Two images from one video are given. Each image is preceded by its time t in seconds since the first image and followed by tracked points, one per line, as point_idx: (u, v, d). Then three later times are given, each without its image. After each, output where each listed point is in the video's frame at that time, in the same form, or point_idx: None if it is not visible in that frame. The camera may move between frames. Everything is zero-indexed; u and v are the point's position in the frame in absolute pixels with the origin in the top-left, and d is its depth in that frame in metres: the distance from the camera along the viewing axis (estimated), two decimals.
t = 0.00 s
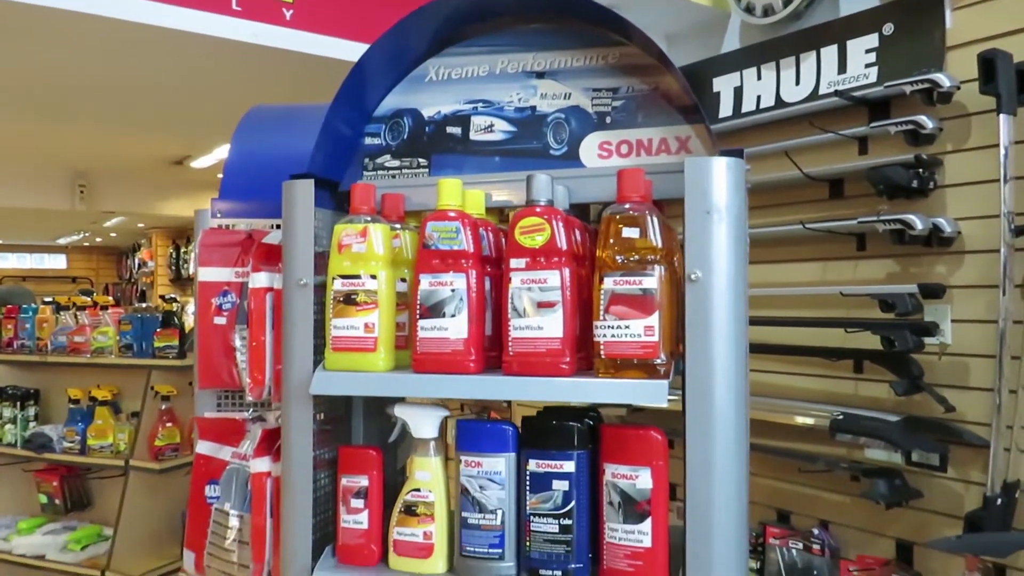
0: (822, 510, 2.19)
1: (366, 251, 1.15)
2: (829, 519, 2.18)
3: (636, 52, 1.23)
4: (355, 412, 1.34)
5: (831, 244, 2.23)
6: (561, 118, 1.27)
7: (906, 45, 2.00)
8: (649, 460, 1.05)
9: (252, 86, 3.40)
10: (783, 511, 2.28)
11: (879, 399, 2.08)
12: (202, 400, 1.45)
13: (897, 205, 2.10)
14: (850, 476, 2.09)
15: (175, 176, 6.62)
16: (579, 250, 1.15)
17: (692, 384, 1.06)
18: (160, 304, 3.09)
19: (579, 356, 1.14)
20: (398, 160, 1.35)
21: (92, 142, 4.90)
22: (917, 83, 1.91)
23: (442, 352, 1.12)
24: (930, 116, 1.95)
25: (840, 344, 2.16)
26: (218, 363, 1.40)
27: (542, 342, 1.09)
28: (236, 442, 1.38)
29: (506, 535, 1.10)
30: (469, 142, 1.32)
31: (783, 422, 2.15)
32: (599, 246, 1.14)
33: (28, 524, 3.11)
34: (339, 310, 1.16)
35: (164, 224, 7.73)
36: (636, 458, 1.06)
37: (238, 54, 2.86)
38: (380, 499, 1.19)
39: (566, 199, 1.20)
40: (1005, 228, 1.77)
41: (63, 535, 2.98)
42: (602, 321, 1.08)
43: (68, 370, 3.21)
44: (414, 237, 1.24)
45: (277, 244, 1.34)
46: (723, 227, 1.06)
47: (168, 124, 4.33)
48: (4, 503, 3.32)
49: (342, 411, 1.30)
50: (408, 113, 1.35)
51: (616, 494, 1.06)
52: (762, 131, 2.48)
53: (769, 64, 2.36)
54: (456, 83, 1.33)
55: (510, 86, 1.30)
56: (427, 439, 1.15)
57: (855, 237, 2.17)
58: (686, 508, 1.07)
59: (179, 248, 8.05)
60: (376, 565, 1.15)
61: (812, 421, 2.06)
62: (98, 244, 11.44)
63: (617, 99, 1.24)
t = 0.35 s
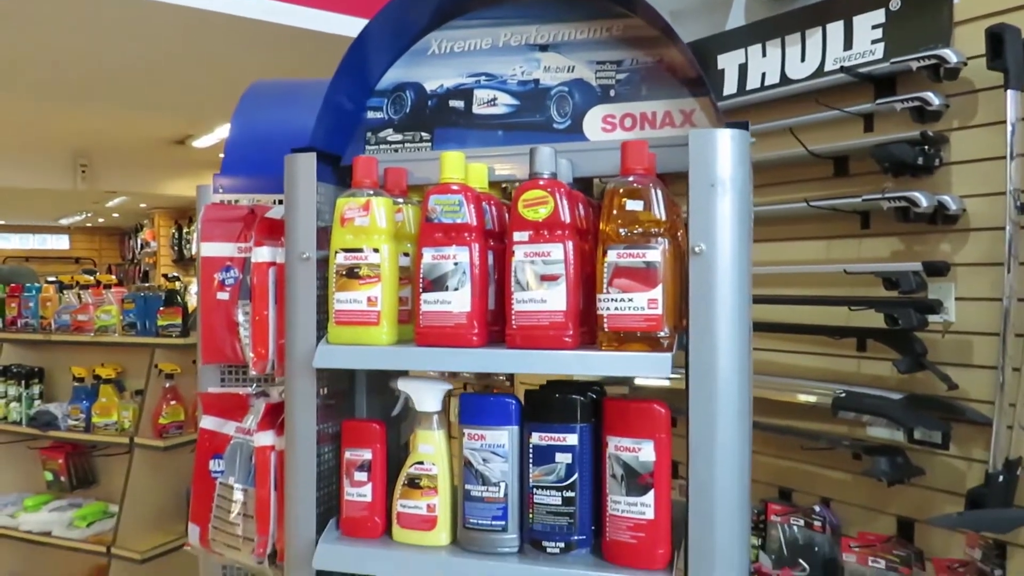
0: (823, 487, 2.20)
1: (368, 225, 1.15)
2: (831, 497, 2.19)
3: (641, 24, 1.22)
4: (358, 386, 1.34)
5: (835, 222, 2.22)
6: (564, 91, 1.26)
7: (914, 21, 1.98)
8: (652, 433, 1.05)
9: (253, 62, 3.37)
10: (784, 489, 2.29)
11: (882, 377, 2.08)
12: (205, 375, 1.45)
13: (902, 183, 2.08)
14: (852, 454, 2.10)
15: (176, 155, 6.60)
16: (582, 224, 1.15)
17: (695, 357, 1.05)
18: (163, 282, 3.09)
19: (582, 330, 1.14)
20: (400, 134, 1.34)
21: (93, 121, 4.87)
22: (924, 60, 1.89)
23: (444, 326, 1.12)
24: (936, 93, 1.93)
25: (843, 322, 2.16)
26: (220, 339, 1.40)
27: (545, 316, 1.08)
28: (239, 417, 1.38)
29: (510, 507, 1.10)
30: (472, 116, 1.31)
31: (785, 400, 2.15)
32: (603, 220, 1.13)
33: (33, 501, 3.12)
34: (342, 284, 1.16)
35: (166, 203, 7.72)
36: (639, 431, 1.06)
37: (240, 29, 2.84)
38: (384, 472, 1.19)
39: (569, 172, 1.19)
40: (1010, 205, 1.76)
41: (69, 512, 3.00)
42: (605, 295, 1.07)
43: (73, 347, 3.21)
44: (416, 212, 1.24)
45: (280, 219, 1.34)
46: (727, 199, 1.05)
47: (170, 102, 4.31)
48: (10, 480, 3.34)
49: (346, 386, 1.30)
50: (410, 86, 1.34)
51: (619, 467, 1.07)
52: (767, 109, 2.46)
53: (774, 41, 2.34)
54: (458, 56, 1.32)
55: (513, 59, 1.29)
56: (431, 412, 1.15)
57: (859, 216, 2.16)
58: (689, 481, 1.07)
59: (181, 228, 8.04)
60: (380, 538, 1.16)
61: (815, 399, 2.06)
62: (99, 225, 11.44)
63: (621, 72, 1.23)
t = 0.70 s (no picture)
0: (825, 457, 2.21)
1: (369, 188, 1.14)
2: (832, 467, 2.20)
3: None
4: (361, 351, 1.34)
5: (839, 192, 2.21)
6: (567, 54, 1.24)
7: None
8: (654, 396, 1.05)
9: (254, 31, 3.34)
10: (786, 458, 2.30)
11: (884, 347, 2.08)
12: (208, 342, 1.45)
13: (908, 152, 2.07)
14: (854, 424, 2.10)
15: (178, 128, 6.57)
16: (585, 187, 1.14)
17: (698, 320, 1.05)
18: (166, 254, 3.09)
19: (585, 294, 1.13)
20: (401, 98, 1.33)
21: (93, 94, 4.84)
22: (931, 26, 1.86)
23: (446, 290, 1.12)
24: (943, 61, 1.90)
25: (847, 293, 2.15)
26: (222, 306, 1.40)
27: (547, 279, 1.08)
28: (242, 383, 1.38)
29: (512, 470, 1.11)
30: (473, 80, 1.30)
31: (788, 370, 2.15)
32: (605, 183, 1.12)
33: (40, 471, 3.15)
34: (344, 248, 1.15)
35: (167, 176, 7.69)
36: (641, 393, 1.06)
37: None
38: (386, 436, 1.19)
39: (572, 136, 1.18)
40: (1017, 173, 1.74)
41: (75, 482, 3.02)
42: (608, 257, 1.07)
43: (78, 320, 3.24)
44: (418, 176, 1.23)
45: (281, 185, 1.33)
46: (731, 161, 1.04)
47: (170, 74, 4.28)
48: (17, 451, 3.36)
49: (348, 351, 1.31)
50: (412, 50, 1.32)
51: (621, 429, 1.07)
52: (773, 78, 2.43)
53: (779, 9, 2.30)
54: (460, 19, 1.31)
55: (515, 22, 1.28)
56: (433, 375, 1.15)
57: (864, 185, 2.15)
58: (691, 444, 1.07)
59: (183, 201, 8.03)
60: (382, 501, 1.16)
61: (817, 368, 2.06)
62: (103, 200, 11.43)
63: (625, 33, 1.21)
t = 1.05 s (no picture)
0: (821, 420, 2.22)
1: (366, 141, 1.13)
2: (828, 429, 2.21)
3: None
4: (359, 307, 1.35)
5: (840, 154, 2.19)
6: (566, 6, 1.22)
7: None
8: (652, 348, 1.05)
9: None
10: (782, 421, 2.32)
11: (882, 310, 2.08)
12: (206, 299, 1.45)
13: (910, 113, 2.05)
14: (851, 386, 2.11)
15: (174, 93, 6.49)
16: (584, 141, 1.13)
17: (697, 273, 1.05)
18: (163, 219, 3.08)
19: (583, 249, 1.13)
20: (398, 52, 1.32)
21: (86, 57, 4.78)
22: None
23: (444, 244, 1.11)
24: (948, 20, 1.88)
25: (846, 255, 2.14)
26: (219, 262, 1.39)
27: (545, 231, 1.07)
28: (240, 340, 1.37)
29: (510, 423, 1.11)
30: (472, 32, 1.28)
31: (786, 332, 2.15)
32: (605, 136, 1.11)
33: (40, 434, 3.16)
34: (340, 202, 1.14)
35: (164, 143, 7.62)
36: (639, 346, 1.06)
37: None
38: (384, 391, 1.19)
39: (571, 88, 1.17)
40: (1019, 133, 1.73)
41: (76, 444, 3.04)
42: (606, 210, 1.06)
43: (76, 283, 3.24)
44: (415, 130, 1.21)
45: (277, 139, 1.32)
46: (732, 112, 1.03)
47: (164, 37, 4.21)
48: (17, 414, 3.37)
49: (346, 307, 1.31)
50: (408, 3, 1.31)
51: (619, 382, 1.07)
52: (775, 39, 2.40)
53: None
54: None
55: None
56: (431, 329, 1.15)
57: (865, 147, 2.13)
58: (689, 397, 1.08)
59: (180, 168, 7.97)
60: (381, 454, 1.17)
61: (815, 331, 2.06)
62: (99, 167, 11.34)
63: None
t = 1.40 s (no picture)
0: (816, 377, 2.23)
1: (362, 86, 1.11)
2: (823, 386, 2.22)
3: None
4: (356, 256, 1.34)
5: (842, 110, 2.17)
6: None
7: None
8: (651, 295, 1.04)
9: None
10: (778, 378, 2.33)
11: (881, 267, 2.08)
12: (201, 252, 1.44)
13: (914, 67, 2.02)
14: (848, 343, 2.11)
15: (165, 49, 6.39)
16: (584, 86, 1.11)
17: (697, 218, 1.04)
18: (158, 176, 3.05)
19: (583, 196, 1.11)
20: None
21: (77, 12, 4.69)
22: None
23: (441, 190, 1.10)
24: None
25: (846, 212, 2.13)
26: (215, 212, 1.37)
27: (544, 177, 1.06)
28: (237, 292, 1.36)
29: (508, 370, 1.11)
30: None
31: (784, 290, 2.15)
32: (605, 81, 1.09)
33: (39, 391, 3.17)
34: (336, 148, 1.13)
35: (158, 101, 7.53)
36: (638, 293, 1.05)
37: None
38: (381, 340, 1.19)
39: (571, 32, 1.15)
40: None
41: (74, 402, 3.05)
42: (606, 154, 1.05)
43: (71, 242, 3.22)
44: (412, 76, 1.19)
45: (272, 87, 1.30)
46: (734, 54, 1.01)
47: None
48: (14, 372, 3.37)
49: (344, 257, 1.31)
50: None
51: (618, 329, 1.06)
52: None
53: None
54: None
55: None
56: (429, 278, 1.14)
57: (867, 103, 2.11)
58: (687, 345, 1.07)
59: (175, 127, 7.88)
60: (378, 402, 1.17)
61: (813, 288, 2.06)
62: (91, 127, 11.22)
63: None
